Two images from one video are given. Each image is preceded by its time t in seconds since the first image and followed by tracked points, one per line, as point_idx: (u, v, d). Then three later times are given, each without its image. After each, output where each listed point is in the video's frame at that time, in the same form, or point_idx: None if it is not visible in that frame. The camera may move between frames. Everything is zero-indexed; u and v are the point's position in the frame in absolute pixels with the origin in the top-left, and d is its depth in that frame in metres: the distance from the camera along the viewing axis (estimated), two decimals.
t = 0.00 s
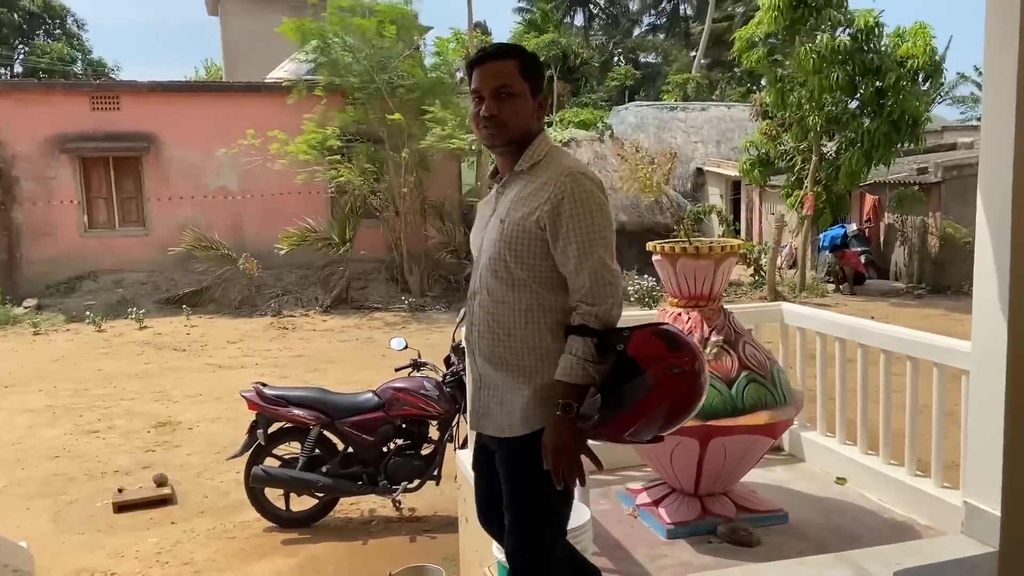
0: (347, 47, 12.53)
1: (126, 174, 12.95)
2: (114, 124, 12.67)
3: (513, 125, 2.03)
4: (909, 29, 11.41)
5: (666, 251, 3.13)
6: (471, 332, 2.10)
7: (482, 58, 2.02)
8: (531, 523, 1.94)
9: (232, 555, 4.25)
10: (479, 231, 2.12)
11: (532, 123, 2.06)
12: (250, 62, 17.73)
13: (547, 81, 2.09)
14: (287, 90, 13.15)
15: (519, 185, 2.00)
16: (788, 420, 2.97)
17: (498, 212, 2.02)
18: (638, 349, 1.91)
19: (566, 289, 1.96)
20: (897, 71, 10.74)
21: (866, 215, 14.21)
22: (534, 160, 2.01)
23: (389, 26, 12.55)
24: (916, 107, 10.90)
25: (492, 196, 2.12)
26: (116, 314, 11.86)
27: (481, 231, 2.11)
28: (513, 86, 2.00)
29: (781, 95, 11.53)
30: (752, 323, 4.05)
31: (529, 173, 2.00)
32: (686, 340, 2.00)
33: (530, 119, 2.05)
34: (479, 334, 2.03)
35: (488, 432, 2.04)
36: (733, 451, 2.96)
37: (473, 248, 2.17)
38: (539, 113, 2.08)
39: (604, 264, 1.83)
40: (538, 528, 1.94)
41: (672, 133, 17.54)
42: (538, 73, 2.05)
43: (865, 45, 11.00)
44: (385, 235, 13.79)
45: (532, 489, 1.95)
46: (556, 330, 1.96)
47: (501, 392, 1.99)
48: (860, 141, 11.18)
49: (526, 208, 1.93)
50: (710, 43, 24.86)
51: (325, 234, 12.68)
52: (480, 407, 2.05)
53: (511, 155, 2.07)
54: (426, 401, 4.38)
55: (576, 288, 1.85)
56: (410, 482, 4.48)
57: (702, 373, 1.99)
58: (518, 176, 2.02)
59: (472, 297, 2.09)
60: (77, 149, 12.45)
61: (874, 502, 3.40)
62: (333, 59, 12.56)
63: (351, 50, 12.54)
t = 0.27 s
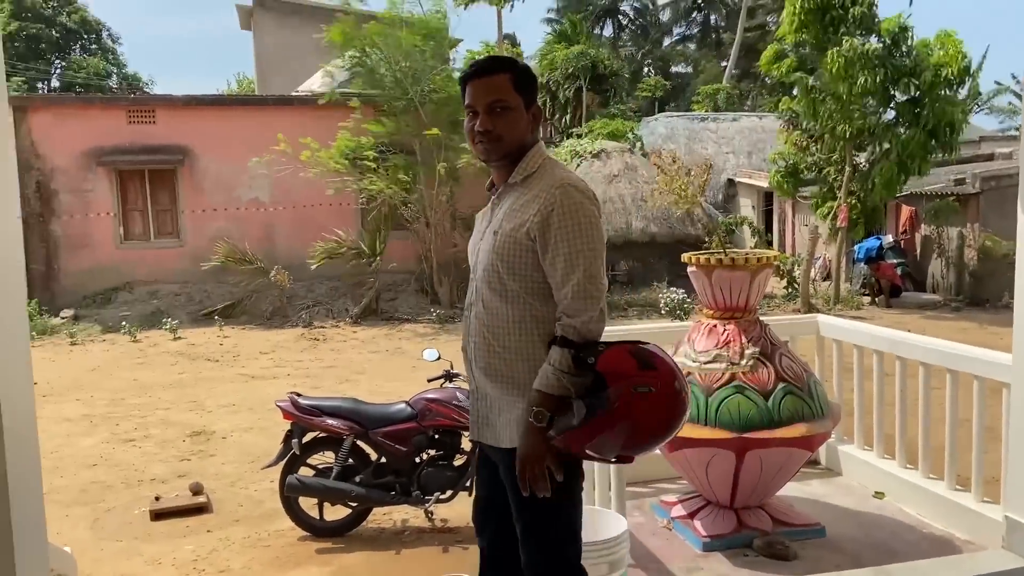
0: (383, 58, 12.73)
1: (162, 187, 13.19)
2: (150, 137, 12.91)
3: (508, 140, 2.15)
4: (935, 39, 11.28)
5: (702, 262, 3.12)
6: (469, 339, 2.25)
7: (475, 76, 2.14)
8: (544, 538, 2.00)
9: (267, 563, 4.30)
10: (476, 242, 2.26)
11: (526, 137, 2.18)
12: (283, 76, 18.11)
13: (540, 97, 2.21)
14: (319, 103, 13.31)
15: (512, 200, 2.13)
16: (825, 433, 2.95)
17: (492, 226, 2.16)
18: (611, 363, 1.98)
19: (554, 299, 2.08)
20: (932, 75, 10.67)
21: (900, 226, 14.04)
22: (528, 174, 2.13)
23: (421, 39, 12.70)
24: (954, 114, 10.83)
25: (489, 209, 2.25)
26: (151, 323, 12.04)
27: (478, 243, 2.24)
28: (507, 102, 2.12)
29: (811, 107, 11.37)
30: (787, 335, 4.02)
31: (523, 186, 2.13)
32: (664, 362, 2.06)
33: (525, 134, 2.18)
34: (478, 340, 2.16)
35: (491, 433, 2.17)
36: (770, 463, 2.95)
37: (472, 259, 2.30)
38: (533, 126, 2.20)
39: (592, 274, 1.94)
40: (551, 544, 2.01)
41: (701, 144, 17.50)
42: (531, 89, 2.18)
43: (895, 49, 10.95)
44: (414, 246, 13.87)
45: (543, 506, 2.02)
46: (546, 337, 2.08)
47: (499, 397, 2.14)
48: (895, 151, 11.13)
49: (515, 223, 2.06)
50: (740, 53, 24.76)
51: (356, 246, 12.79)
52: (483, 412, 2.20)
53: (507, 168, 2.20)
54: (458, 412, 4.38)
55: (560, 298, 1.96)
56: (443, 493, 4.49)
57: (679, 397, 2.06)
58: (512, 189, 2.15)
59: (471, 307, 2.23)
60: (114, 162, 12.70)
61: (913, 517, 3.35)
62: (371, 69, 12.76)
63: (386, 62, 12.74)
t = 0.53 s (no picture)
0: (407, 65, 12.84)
1: (188, 192, 13.37)
2: (177, 142, 13.10)
3: (503, 149, 2.23)
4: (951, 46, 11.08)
5: (726, 268, 3.14)
6: (456, 336, 2.35)
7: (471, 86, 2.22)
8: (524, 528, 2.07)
9: (291, 564, 4.35)
10: (469, 242, 2.35)
11: (522, 147, 2.26)
12: (306, 81, 18.32)
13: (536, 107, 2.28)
14: (344, 109, 13.45)
15: (506, 203, 2.22)
16: (850, 440, 2.95)
17: (485, 228, 2.25)
18: (568, 357, 2.00)
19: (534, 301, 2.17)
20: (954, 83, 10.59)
21: (925, 236, 13.90)
22: (521, 181, 2.22)
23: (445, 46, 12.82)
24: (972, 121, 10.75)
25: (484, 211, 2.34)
26: (177, 326, 12.18)
27: (471, 244, 2.34)
28: (502, 113, 2.19)
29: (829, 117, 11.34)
30: (812, 342, 4.02)
31: (516, 192, 2.21)
32: (629, 364, 2.07)
33: (520, 143, 2.25)
34: (467, 338, 2.26)
35: (473, 427, 2.27)
36: (794, 470, 2.94)
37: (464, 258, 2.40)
38: (528, 135, 2.28)
39: (573, 276, 2.01)
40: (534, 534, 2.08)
41: (723, 152, 17.58)
42: (527, 99, 2.25)
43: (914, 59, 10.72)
44: (436, 252, 13.95)
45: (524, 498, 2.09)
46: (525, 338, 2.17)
47: (479, 392, 2.24)
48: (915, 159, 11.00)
49: (505, 226, 2.15)
50: (762, 62, 24.71)
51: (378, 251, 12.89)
52: (462, 405, 2.31)
53: (501, 175, 2.29)
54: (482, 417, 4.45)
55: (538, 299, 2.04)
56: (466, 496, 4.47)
57: (641, 399, 2.05)
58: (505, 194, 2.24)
59: (460, 305, 2.33)
60: (142, 167, 12.89)
61: (938, 527, 3.33)
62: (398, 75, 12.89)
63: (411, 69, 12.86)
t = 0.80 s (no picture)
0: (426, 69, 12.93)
1: (210, 193, 13.50)
2: (199, 144, 13.24)
3: (485, 156, 2.31)
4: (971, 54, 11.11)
5: (747, 275, 3.15)
6: (444, 340, 2.41)
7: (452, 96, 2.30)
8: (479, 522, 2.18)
9: (310, 563, 4.38)
10: (453, 250, 2.42)
11: (503, 154, 2.34)
12: (325, 85, 18.43)
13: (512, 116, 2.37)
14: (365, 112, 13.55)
15: (490, 208, 2.29)
16: (871, 447, 2.95)
17: (470, 234, 2.32)
18: (555, 352, 2.06)
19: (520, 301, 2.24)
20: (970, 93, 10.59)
21: (945, 243, 13.77)
22: (502, 186, 2.29)
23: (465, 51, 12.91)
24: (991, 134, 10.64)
25: (468, 219, 2.41)
26: (197, 325, 12.29)
27: (455, 251, 2.41)
28: (483, 121, 2.28)
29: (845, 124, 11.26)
30: (831, 349, 4.01)
31: (499, 197, 2.28)
32: (613, 357, 2.14)
33: (501, 150, 2.33)
34: (454, 341, 2.32)
35: (460, 427, 2.32)
36: (814, 477, 2.93)
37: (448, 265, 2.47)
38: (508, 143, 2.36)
39: (557, 273, 2.09)
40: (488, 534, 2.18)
41: (742, 157, 17.49)
42: (505, 107, 2.34)
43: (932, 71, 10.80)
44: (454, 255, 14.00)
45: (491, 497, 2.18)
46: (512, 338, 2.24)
47: (466, 394, 2.29)
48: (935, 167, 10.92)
49: (489, 229, 2.22)
50: (781, 67, 24.65)
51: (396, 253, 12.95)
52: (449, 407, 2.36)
53: (483, 182, 2.36)
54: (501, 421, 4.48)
55: (525, 297, 2.11)
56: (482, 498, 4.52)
57: (626, 392, 2.11)
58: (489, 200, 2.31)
59: (447, 309, 2.40)
60: (165, 168, 13.03)
61: (958, 536, 3.31)
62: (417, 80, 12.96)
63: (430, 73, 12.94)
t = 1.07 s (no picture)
0: (443, 70, 12.97)
1: (228, 190, 13.58)
2: (217, 142, 13.32)
3: (471, 156, 2.31)
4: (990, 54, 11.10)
5: (767, 276, 3.13)
6: (433, 342, 2.38)
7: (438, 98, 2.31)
8: (460, 532, 2.18)
9: (325, 560, 4.40)
10: (441, 250, 2.41)
11: (489, 154, 2.35)
12: (342, 83, 18.49)
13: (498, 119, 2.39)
14: (382, 111, 13.59)
15: (477, 208, 2.29)
16: (892, 451, 2.91)
17: (458, 235, 2.31)
18: (560, 346, 2.08)
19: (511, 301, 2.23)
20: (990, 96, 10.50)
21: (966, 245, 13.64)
22: (489, 186, 2.30)
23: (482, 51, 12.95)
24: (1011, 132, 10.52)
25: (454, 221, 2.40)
26: (215, 322, 12.37)
27: (443, 252, 2.39)
28: (469, 123, 2.29)
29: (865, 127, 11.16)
30: (851, 351, 3.98)
31: (486, 197, 2.28)
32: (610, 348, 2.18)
33: (487, 151, 2.34)
34: (444, 342, 2.29)
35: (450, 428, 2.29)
36: (833, 480, 2.91)
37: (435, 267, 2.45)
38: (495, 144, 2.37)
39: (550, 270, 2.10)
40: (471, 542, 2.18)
41: (759, 158, 17.42)
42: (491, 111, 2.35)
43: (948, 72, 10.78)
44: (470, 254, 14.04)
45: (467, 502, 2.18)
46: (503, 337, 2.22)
47: (456, 395, 2.26)
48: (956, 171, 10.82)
49: (479, 228, 2.22)
50: (801, 67, 24.50)
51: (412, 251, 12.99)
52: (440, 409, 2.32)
53: (471, 182, 2.36)
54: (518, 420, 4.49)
55: (518, 295, 2.11)
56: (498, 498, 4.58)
57: (626, 383, 2.14)
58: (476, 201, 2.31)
59: (436, 311, 2.37)
60: (183, 166, 13.12)
61: (978, 541, 3.27)
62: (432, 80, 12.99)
63: (446, 72, 12.97)
